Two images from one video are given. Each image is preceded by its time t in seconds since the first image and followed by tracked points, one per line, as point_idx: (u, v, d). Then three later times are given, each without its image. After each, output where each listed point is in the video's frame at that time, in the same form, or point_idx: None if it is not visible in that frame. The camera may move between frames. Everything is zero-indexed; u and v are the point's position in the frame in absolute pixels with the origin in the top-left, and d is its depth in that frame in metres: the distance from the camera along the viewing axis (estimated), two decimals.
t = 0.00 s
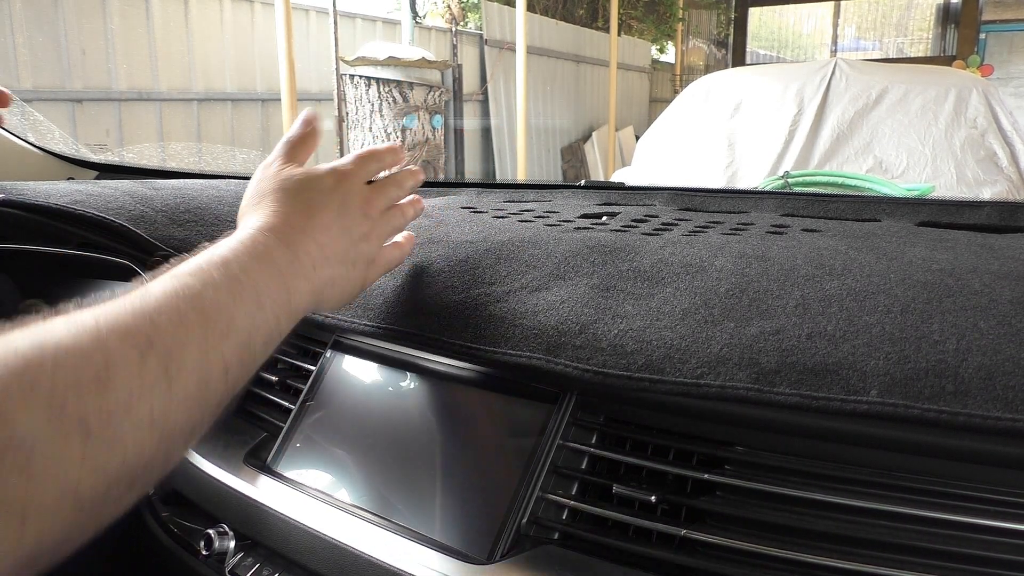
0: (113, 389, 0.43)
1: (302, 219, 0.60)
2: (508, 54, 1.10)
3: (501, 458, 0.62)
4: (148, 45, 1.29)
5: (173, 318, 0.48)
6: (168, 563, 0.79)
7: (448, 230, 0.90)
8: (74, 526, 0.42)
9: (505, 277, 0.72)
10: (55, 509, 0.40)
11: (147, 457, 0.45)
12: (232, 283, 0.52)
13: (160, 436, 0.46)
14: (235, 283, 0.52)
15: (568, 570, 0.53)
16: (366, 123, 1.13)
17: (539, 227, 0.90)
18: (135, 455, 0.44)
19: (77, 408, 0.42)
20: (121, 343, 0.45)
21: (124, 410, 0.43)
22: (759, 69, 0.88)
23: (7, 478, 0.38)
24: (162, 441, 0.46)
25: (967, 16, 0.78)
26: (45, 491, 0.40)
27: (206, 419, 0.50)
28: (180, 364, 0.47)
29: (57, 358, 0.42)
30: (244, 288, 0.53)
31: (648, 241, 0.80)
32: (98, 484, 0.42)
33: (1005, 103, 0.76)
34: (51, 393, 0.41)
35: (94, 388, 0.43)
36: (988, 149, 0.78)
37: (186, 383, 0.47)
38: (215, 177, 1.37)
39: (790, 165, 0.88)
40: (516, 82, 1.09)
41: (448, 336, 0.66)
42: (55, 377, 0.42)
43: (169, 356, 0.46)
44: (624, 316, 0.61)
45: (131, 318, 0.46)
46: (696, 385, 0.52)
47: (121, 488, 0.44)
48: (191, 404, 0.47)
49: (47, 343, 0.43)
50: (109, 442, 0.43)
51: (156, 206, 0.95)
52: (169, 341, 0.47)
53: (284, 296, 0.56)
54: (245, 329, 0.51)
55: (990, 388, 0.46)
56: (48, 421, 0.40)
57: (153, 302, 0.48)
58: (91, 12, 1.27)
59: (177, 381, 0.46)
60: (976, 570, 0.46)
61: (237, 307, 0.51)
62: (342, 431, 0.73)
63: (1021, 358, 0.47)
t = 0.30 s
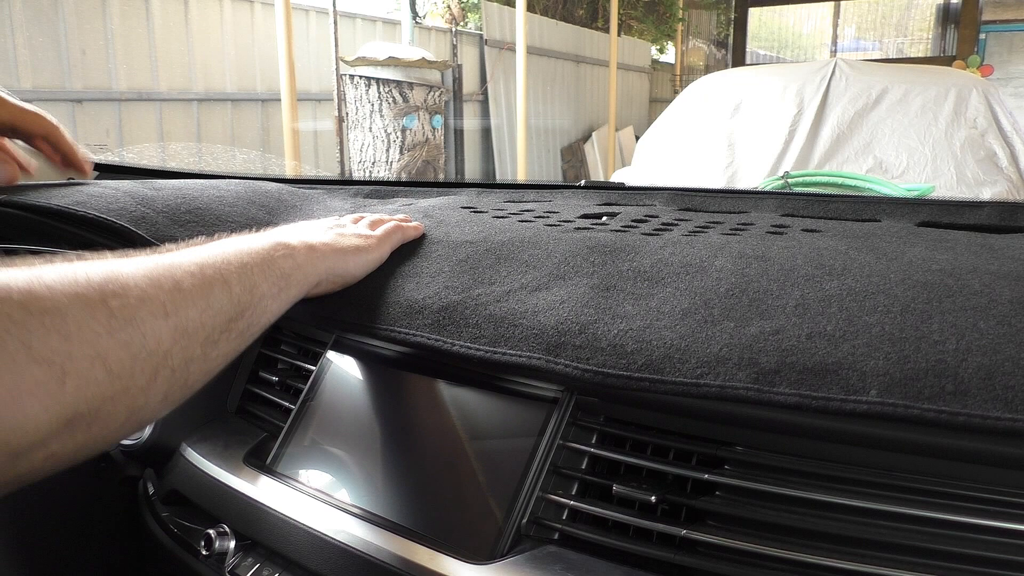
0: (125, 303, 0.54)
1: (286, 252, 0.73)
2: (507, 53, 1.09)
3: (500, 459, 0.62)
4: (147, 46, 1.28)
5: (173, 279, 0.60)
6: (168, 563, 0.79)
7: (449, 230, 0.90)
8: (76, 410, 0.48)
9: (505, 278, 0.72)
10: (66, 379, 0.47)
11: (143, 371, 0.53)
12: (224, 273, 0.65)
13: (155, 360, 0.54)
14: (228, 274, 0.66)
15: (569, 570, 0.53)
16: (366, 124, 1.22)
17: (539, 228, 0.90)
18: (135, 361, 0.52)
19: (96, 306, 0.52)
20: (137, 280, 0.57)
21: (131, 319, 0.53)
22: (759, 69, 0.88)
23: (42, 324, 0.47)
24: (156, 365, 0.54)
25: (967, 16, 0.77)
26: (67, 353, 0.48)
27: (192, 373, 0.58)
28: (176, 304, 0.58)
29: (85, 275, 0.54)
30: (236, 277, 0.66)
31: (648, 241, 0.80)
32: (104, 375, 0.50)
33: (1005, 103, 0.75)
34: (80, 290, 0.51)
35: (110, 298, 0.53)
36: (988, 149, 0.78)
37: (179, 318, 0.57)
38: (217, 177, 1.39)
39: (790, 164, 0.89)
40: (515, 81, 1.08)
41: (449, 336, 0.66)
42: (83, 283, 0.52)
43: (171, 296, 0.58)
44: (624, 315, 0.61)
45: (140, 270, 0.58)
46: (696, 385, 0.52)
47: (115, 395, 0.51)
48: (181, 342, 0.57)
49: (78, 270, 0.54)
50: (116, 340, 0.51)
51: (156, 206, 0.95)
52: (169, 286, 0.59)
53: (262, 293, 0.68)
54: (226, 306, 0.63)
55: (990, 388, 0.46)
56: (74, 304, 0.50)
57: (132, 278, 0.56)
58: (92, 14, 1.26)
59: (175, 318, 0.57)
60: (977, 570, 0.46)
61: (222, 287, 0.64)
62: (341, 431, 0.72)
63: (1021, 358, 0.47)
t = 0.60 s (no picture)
0: (128, 299, 0.54)
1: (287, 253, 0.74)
2: (507, 53, 1.09)
3: (500, 459, 0.62)
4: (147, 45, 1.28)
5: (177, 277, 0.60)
6: (168, 563, 0.79)
7: (449, 230, 0.90)
8: (79, 408, 0.47)
9: (505, 278, 0.72)
10: (70, 377, 0.47)
11: (147, 367, 0.53)
12: (230, 273, 0.65)
13: (160, 356, 0.54)
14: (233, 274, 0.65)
15: (569, 570, 0.53)
16: (367, 124, 1.22)
17: (539, 227, 0.90)
18: (139, 358, 0.52)
19: (99, 301, 0.51)
20: (142, 278, 0.56)
21: (135, 316, 0.53)
22: (760, 69, 0.89)
23: (48, 322, 0.47)
24: (160, 363, 0.54)
25: (967, 17, 0.78)
26: (71, 351, 0.48)
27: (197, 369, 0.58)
28: (178, 302, 0.57)
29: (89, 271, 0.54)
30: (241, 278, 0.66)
31: (648, 240, 0.80)
32: (108, 372, 0.50)
33: (1005, 103, 0.76)
34: (85, 285, 0.52)
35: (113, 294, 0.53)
36: (988, 149, 0.79)
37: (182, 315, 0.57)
38: (217, 177, 1.40)
39: (790, 165, 0.90)
40: (515, 81, 1.07)
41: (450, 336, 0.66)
42: (87, 279, 0.52)
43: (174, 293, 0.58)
44: (623, 316, 0.61)
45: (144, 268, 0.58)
46: (696, 385, 0.52)
47: (118, 392, 0.50)
48: (186, 339, 0.56)
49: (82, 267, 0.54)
50: (121, 336, 0.51)
51: (156, 206, 0.95)
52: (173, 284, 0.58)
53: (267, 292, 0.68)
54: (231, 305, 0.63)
55: (990, 388, 0.46)
56: (79, 300, 0.50)
57: (138, 275, 0.56)
58: (91, 15, 1.25)
59: (179, 315, 0.57)
60: (977, 570, 0.46)
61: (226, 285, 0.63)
62: (342, 431, 0.72)
63: (1021, 358, 0.47)
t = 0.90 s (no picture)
0: (103, 368, 0.45)
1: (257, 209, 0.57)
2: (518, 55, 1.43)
3: (499, 459, 0.62)
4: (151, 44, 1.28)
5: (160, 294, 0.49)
6: (168, 564, 0.79)
7: (450, 229, 0.90)
8: (71, 516, 0.44)
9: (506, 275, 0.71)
10: (56, 491, 0.43)
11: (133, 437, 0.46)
12: (210, 263, 0.52)
13: (148, 417, 0.47)
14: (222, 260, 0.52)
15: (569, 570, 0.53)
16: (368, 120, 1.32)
17: (539, 227, 0.90)
18: (123, 425, 0.46)
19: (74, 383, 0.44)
20: (110, 327, 0.46)
21: (116, 385, 0.45)
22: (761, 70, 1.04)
23: (13, 436, 0.41)
24: (146, 422, 0.47)
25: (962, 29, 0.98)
26: (44, 461, 0.42)
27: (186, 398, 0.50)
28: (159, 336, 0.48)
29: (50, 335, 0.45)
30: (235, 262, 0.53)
31: (648, 240, 0.80)
32: (93, 463, 0.45)
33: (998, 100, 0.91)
34: (48, 365, 0.43)
35: (87, 365, 0.45)
36: (988, 149, 0.88)
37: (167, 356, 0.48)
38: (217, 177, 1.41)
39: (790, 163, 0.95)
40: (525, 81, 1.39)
41: (448, 326, 0.66)
42: (49, 353, 0.44)
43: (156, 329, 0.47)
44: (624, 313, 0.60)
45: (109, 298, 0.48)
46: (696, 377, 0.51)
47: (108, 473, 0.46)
48: (174, 382, 0.48)
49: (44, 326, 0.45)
50: (102, 417, 0.45)
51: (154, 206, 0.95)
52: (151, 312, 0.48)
53: (269, 265, 0.55)
54: (221, 306, 0.51)
55: (991, 379, 0.45)
56: (41, 389, 0.43)
57: (105, 323, 0.46)
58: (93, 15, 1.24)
59: (162, 357, 0.48)
60: (979, 570, 0.47)
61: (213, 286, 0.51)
62: (342, 431, 0.72)
63: (1021, 358, 0.47)
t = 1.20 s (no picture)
0: (80, 504, 0.46)
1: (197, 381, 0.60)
2: (507, 54, 1.50)
3: (498, 460, 0.62)
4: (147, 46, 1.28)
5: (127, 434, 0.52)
6: (168, 564, 0.79)
7: (450, 229, 0.90)
8: None
9: (505, 278, 0.71)
10: None
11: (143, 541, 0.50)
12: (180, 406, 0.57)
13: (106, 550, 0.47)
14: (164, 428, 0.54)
15: (569, 570, 0.53)
16: (369, 122, 1.40)
17: (539, 227, 0.90)
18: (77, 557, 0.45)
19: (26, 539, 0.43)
20: (83, 457, 0.48)
21: (94, 514, 0.47)
22: (759, 68, 1.00)
23: None
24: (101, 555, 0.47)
25: (968, 17, 0.86)
26: None
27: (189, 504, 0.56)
28: (145, 467, 0.51)
29: (19, 475, 0.45)
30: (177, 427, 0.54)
31: (648, 241, 0.80)
32: None
33: (1004, 102, 0.87)
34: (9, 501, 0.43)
35: (66, 494, 0.46)
36: (988, 149, 0.88)
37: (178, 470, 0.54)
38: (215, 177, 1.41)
39: (790, 164, 0.96)
40: (522, 80, 1.38)
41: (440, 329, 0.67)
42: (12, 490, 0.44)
43: (183, 441, 0.55)
44: (624, 316, 0.60)
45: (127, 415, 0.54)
46: (696, 379, 0.51)
47: None
48: (129, 515, 0.49)
49: None
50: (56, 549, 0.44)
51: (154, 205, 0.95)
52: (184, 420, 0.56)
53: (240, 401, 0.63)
54: (190, 434, 0.55)
55: (991, 387, 0.45)
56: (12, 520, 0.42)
57: (71, 461, 0.48)
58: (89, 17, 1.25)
59: (129, 489, 0.49)
60: (980, 570, 0.47)
61: (219, 414, 0.60)
62: (341, 431, 0.72)
63: (1022, 359, 0.47)
